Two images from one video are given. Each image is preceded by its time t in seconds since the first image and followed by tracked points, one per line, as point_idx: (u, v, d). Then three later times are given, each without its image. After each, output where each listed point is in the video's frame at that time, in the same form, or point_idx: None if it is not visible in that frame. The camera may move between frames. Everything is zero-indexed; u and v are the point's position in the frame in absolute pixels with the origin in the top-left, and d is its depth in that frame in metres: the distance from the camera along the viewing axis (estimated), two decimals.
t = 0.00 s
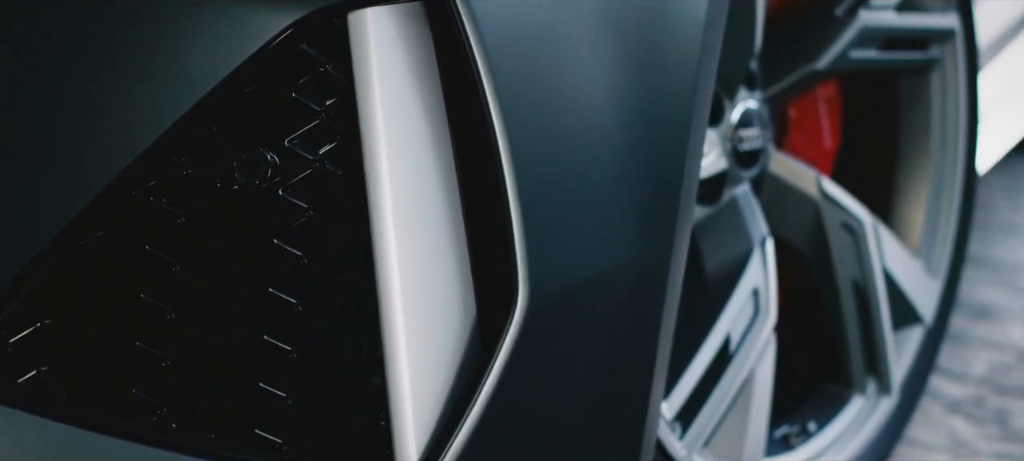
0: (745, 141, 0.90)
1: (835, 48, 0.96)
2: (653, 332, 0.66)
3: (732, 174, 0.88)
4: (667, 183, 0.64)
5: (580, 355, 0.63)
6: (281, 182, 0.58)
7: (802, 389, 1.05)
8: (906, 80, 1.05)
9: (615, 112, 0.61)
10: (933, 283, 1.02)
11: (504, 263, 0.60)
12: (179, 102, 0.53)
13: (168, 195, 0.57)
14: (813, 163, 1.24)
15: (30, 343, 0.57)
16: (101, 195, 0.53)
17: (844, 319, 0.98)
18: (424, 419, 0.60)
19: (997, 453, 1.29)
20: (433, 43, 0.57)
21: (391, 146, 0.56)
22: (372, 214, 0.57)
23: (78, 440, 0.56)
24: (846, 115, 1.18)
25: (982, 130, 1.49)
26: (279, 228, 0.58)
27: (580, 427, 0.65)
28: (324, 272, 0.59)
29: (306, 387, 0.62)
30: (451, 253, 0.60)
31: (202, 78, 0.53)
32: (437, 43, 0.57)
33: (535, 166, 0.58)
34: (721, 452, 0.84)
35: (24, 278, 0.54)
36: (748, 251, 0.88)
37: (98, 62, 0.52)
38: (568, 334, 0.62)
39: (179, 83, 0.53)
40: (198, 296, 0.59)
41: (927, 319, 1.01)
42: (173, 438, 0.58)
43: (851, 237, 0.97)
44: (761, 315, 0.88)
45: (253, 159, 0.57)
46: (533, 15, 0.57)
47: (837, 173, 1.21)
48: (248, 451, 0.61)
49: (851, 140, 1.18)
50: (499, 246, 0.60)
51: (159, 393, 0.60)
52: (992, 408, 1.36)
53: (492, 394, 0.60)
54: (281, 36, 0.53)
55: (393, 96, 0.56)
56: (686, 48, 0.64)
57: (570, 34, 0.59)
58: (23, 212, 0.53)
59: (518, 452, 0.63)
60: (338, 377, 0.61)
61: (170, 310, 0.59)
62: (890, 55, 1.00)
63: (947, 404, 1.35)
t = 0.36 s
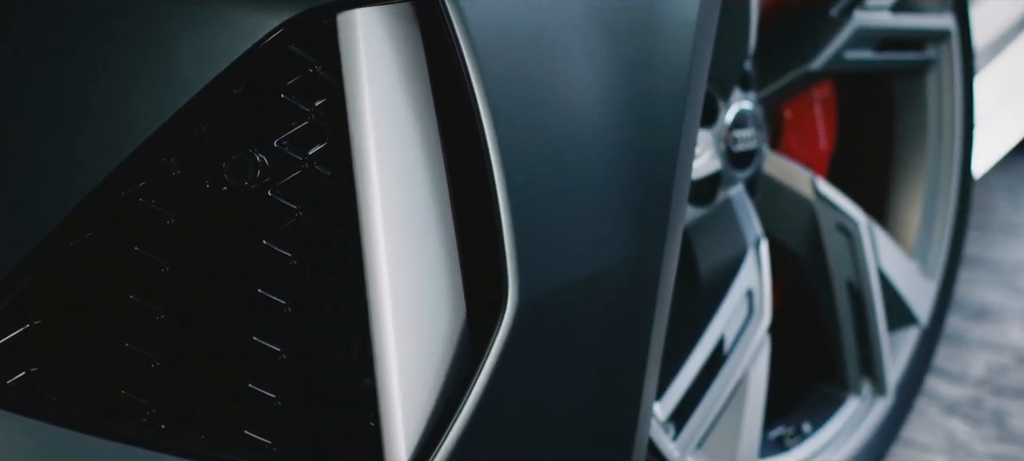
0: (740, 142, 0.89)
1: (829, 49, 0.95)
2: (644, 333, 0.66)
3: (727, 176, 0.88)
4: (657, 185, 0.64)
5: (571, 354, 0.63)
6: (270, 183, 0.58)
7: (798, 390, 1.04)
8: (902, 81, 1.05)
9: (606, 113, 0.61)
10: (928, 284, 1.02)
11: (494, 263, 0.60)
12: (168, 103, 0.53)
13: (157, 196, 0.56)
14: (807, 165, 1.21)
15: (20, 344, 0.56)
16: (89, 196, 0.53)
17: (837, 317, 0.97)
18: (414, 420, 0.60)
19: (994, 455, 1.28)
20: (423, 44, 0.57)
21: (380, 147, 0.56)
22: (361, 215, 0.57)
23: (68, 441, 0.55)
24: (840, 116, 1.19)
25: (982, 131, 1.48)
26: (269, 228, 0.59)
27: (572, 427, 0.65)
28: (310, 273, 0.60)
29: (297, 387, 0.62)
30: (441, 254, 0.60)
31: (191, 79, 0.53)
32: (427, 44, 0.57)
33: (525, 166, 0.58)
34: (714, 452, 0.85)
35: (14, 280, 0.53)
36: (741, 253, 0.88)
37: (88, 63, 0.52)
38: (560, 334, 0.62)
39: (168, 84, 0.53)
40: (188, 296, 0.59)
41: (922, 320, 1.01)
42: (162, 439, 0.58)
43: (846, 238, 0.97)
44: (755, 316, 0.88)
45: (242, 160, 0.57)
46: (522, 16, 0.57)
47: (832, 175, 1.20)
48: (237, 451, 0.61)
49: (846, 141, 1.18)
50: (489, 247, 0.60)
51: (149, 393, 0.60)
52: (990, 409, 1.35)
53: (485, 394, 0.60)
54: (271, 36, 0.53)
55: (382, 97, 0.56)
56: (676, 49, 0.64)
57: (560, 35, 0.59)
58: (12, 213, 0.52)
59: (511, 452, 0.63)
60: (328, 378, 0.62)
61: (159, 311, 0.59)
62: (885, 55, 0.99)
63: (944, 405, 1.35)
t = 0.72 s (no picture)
0: (734, 143, 0.89)
1: (822, 50, 0.95)
2: (633, 333, 0.66)
3: (720, 177, 0.88)
4: (647, 186, 0.64)
5: (561, 355, 0.63)
6: (258, 184, 0.58)
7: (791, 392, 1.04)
8: (897, 82, 1.05)
9: (596, 114, 0.62)
10: (924, 286, 1.02)
11: (482, 266, 0.60)
12: (155, 103, 0.53)
13: (145, 197, 0.56)
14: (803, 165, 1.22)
15: (9, 346, 0.56)
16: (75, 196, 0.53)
17: (832, 320, 0.97)
18: (403, 422, 0.60)
19: (990, 456, 1.27)
20: (412, 45, 0.57)
21: (368, 148, 0.56)
22: (349, 217, 0.57)
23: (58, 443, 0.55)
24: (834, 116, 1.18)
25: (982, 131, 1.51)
26: (257, 230, 0.59)
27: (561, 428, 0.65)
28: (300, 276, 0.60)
29: (285, 388, 0.62)
30: (429, 256, 0.60)
31: (178, 80, 0.53)
32: (416, 46, 0.57)
33: (514, 168, 0.58)
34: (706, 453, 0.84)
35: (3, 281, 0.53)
36: (734, 254, 0.88)
37: (76, 63, 0.52)
38: (551, 334, 0.62)
39: (154, 86, 0.53)
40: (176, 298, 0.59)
41: (917, 322, 1.01)
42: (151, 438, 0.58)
43: (841, 240, 0.97)
44: (748, 317, 0.88)
45: (230, 162, 0.57)
46: (510, 18, 0.57)
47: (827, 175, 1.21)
48: (224, 452, 0.61)
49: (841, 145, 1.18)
50: (478, 248, 0.60)
51: (138, 394, 0.60)
52: (986, 411, 1.35)
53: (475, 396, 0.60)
54: (260, 37, 0.53)
55: (370, 99, 0.56)
56: (665, 51, 0.64)
57: (549, 37, 0.59)
58: None
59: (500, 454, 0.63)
60: (316, 380, 0.62)
61: (148, 313, 0.59)
62: (879, 56, 0.99)
63: (941, 407, 1.35)
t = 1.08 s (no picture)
0: (728, 145, 0.89)
1: (819, 51, 0.94)
2: (624, 334, 0.67)
3: (714, 178, 0.88)
4: (637, 187, 0.65)
5: (554, 355, 0.63)
6: (248, 186, 0.58)
7: (785, 396, 1.03)
8: (892, 83, 1.05)
9: (587, 116, 0.62)
10: (919, 288, 1.03)
11: (472, 267, 0.60)
12: (143, 105, 0.53)
13: (133, 198, 0.57)
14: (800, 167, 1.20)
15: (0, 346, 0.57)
16: (62, 200, 0.53)
17: (828, 319, 0.96)
18: (392, 424, 0.59)
19: (985, 457, 1.25)
20: (402, 48, 0.57)
21: (358, 151, 0.56)
22: (339, 219, 0.57)
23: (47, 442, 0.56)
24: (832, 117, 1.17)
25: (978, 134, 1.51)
26: (248, 232, 0.58)
27: (554, 429, 0.65)
28: (290, 277, 0.59)
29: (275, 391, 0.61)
30: (420, 257, 0.60)
31: (166, 82, 0.53)
32: (406, 49, 0.57)
33: (504, 169, 0.58)
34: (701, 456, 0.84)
35: None
36: (730, 256, 0.88)
37: (63, 66, 0.52)
38: (543, 335, 0.62)
39: (142, 87, 0.53)
40: (166, 299, 0.59)
41: (913, 324, 1.02)
42: (139, 440, 0.58)
43: (835, 240, 0.97)
44: (742, 318, 0.88)
45: (220, 164, 0.57)
46: (502, 19, 0.58)
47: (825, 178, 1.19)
48: (215, 453, 0.60)
49: (842, 147, 1.16)
50: (468, 250, 0.60)
51: (128, 397, 0.60)
52: (984, 413, 1.34)
53: (465, 397, 0.60)
54: (250, 38, 0.54)
55: (360, 101, 0.56)
56: (656, 54, 0.65)
57: (539, 38, 0.59)
58: None
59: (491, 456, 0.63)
60: (306, 382, 0.61)
61: (138, 314, 0.59)
62: (877, 58, 0.99)
63: (939, 409, 1.35)
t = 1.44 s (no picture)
0: (724, 146, 0.89)
1: (813, 52, 0.94)
2: (616, 335, 0.67)
3: (710, 179, 0.88)
4: (628, 188, 0.64)
5: (545, 356, 0.63)
6: (237, 187, 0.58)
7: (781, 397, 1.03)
8: (888, 84, 1.05)
9: (578, 118, 0.62)
10: (915, 289, 1.03)
11: (461, 267, 0.60)
12: (131, 107, 0.53)
13: (123, 199, 0.57)
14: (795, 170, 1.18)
15: None
16: (50, 202, 0.53)
17: (823, 321, 0.96)
18: (382, 425, 0.59)
19: (982, 458, 1.25)
20: (391, 49, 0.57)
21: (348, 151, 0.56)
22: (329, 220, 0.57)
23: (36, 442, 0.56)
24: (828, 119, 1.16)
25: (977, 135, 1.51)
26: (238, 232, 0.59)
27: (546, 429, 0.65)
28: (281, 279, 0.59)
29: (266, 391, 0.61)
30: (410, 258, 0.60)
31: (155, 83, 0.53)
32: (395, 50, 0.57)
33: (494, 170, 0.58)
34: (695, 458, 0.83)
35: None
36: (724, 257, 0.88)
37: (53, 67, 0.52)
38: (534, 335, 0.62)
39: (131, 89, 0.53)
40: (155, 300, 0.59)
41: (908, 325, 1.02)
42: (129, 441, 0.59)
43: (830, 241, 0.97)
44: (737, 319, 0.88)
45: (209, 165, 0.57)
46: (492, 20, 0.58)
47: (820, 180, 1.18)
48: (204, 454, 0.61)
49: (838, 146, 1.16)
50: (458, 251, 0.60)
51: (119, 397, 0.60)
52: (982, 414, 1.34)
53: (456, 398, 0.60)
54: (239, 39, 0.53)
55: (349, 102, 0.56)
56: (648, 55, 0.65)
57: (528, 39, 0.59)
58: None
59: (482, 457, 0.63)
60: (294, 382, 0.61)
61: (127, 315, 0.59)
62: (872, 58, 0.99)
63: (937, 410, 1.34)
